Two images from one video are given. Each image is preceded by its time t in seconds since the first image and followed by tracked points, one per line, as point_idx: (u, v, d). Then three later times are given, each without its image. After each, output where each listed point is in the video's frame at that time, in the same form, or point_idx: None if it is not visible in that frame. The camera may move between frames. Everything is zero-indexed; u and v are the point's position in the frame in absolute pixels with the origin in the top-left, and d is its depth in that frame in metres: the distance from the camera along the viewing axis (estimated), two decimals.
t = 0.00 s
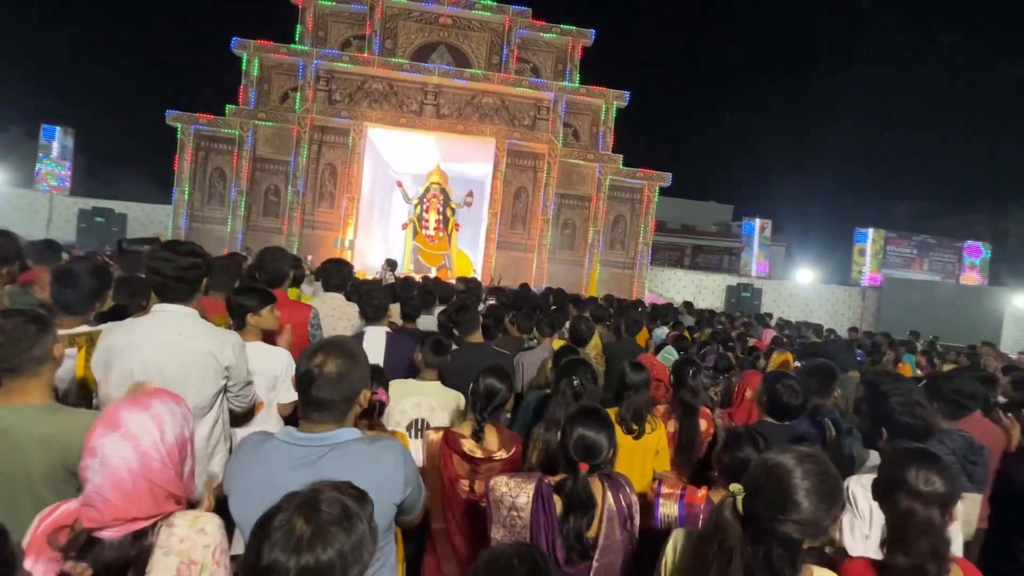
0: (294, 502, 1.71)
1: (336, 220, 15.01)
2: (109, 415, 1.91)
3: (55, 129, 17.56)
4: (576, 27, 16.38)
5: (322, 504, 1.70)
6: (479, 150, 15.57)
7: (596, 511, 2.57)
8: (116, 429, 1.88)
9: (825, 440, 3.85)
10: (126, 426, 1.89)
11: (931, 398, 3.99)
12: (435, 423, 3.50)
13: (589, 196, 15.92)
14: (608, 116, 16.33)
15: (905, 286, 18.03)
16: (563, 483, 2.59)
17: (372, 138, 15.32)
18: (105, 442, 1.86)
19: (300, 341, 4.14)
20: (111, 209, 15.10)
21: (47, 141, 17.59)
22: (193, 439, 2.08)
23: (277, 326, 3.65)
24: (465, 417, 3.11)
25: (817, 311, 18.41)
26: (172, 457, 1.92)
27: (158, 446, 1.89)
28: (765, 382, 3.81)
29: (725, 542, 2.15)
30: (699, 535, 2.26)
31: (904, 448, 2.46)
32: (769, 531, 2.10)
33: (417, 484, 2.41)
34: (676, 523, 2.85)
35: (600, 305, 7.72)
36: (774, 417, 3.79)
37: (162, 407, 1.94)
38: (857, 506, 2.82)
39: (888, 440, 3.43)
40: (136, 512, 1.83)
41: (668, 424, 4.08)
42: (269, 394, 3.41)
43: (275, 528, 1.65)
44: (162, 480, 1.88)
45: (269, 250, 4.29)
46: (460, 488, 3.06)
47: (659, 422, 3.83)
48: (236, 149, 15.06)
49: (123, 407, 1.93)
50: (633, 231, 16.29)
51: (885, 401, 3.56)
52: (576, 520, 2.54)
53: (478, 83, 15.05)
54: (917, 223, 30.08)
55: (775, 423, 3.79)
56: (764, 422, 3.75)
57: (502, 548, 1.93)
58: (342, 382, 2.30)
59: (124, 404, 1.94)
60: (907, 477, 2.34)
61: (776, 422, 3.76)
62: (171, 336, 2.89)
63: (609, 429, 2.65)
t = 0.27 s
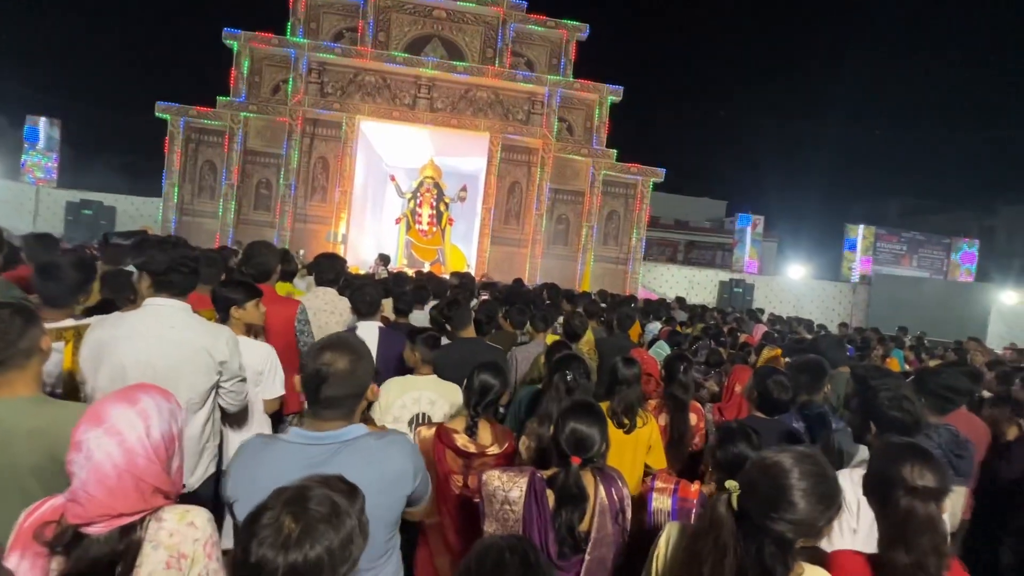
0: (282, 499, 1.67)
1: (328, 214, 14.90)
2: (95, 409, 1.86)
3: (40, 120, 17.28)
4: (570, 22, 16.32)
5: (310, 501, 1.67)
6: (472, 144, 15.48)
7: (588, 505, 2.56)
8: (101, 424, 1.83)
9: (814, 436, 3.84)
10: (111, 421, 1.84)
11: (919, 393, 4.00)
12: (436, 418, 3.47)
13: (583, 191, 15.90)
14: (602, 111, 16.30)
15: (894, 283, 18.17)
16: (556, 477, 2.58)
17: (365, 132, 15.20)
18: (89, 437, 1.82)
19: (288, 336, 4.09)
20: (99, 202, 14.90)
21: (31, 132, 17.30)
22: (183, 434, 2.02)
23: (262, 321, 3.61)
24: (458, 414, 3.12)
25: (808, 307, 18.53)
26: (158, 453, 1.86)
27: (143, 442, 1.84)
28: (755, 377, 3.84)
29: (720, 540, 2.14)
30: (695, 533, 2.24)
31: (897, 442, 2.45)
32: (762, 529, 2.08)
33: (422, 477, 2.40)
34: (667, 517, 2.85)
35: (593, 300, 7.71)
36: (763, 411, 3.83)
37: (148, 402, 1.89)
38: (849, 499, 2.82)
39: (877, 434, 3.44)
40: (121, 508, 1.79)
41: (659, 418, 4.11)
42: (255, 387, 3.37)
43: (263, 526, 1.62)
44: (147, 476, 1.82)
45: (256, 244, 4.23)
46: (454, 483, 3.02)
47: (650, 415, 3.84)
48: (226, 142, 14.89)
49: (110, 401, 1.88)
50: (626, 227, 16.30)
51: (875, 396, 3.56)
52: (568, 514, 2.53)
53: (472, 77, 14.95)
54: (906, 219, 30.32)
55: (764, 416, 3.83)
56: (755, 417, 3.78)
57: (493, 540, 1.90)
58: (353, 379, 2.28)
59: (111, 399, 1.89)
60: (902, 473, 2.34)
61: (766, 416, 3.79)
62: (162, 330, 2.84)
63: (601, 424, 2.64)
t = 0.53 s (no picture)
0: (269, 493, 1.63)
1: (316, 205, 14.72)
2: (77, 404, 1.79)
3: (17, 107, 16.85)
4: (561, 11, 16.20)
5: (297, 495, 1.62)
6: (462, 134, 15.34)
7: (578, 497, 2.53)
8: (82, 419, 1.77)
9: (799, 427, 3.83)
10: (92, 416, 1.77)
11: (901, 383, 4.01)
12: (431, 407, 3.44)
13: (573, 182, 15.86)
14: (593, 102, 16.23)
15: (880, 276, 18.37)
16: (545, 468, 2.55)
17: (354, 121, 14.99)
18: (70, 432, 1.76)
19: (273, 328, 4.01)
20: (80, 191, 14.59)
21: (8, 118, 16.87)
22: (168, 430, 1.96)
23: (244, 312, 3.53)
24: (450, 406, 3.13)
25: (795, 299, 18.70)
26: (141, 448, 1.80)
27: (125, 438, 1.78)
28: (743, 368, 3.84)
29: (712, 531, 2.12)
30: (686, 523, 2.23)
31: (881, 433, 2.43)
32: (752, 520, 2.05)
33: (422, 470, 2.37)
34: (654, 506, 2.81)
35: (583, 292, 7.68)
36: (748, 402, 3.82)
37: (132, 397, 1.82)
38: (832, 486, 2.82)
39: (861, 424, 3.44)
40: (103, 504, 1.73)
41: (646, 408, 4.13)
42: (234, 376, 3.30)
43: (250, 519, 1.57)
44: (129, 472, 1.77)
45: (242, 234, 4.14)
46: (445, 473, 2.96)
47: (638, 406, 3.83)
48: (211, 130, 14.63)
49: (92, 395, 1.81)
50: (616, 219, 16.29)
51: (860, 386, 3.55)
52: (558, 505, 2.49)
53: (462, 66, 14.80)
54: (892, 213, 30.64)
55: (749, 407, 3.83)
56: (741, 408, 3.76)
57: (487, 529, 1.82)
58: (370, 374, 2.24)
59: (94, 394, 1.82)
60: (887, 465, 2.31)
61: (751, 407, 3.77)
62: (150, 321, 2.76)
63: (590, 415, 2.62)
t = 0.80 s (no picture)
0: (260, 488, 1.59)
1: (307, 198, 14.59)
2: (57, 399, 1.73)
3: None
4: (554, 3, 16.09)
5: (288, 490, 1.58)
6: (454, 126, 15.23)
7: (570, 489, 2.50)
8: (61, 415, 1.71)
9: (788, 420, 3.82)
10: (72, 412, 1.71)
11: (891, 374, 4.03)
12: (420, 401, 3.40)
13: (565, 176, 15.82)
14: (586, 95, 16.18)
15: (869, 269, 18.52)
16: (538, 461, 2.51)
17: (345, 113, 14.83)
18: (49, 428, 1.70)
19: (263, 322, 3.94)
20: (65, 182, 14.35)
21: None
22: (154, 425, 1.90)
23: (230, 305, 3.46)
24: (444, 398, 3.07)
25: (785, 293, 18.83)
26: (123, 445, 1.74)
27: (105, 435, 1.72)
28: (733, 361, 3.82)
29: (707, 523, 2.08)
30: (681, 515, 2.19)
31: (869, 424, 2.39)
32: (745, 510, 2.03)
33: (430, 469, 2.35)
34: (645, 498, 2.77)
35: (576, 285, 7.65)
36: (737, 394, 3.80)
37: (113, 393, 1.76)
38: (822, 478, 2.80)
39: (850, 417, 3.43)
40: (85, 501, 1.68)
41: (637, 401, 4.11)
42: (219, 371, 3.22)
43: (240, 515, 1.53)
44: (110, 469, 1.71)
45: (234, 228, 4.09)
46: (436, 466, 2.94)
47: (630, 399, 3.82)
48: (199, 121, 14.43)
49: (72, 390, 1.75)
50: (609, 213, 16.29)
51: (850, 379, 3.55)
52: (551, 497, 2.46)
53: (455, 57, 14.68)
54: (881, 207, 30.89)
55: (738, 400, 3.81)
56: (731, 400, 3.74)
57: (474, 527, 1.78)
58: (388, 369, 2.22)
59: (74, 389, 1.76)
60: (874, 455, 2.28)
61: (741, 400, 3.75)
62: (137, 316, 2.69)
63: (582, 407, 2.59)
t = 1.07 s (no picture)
0: (247, 477, 1.57)
1: (296, 192, 14.48)
2: (39, 391, 1.71)
3: None
4: None
5: (275, 478, 1.57)
6: (444, 121, 15.16)
7: (558, 479, 2.50)
8: (44, 407, 1.68)
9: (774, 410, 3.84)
10: (54, 404, 1.68)
11: (875, 365, 4.06)
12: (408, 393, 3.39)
13: (556, 170, 15.80)
14: (576, 89, 16.15)
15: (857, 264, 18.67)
16: (527, 451, 2.50)
17: (334, 106, 14.70)
18: (30, 420, 1.67)
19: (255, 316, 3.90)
20: (49, 176, 14.14)
21: None
22: (139, 419, 1.88)
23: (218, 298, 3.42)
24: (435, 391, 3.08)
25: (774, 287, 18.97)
26: (107, 438, 1.72)
27: (88, 428, 1.70)
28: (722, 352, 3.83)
29: (695, 509, 2.08)
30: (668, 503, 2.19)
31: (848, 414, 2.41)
32: (729, 492, 2.04)
33: (428, 461, 2.33)
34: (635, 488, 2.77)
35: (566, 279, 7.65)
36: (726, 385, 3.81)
37: (96, 386, 1.73)
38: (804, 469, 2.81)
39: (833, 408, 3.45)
40: (67, 495, 1.65)
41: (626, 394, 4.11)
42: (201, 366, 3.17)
43: (227, 505, 1.50)
44: (93, 462, 1.68)
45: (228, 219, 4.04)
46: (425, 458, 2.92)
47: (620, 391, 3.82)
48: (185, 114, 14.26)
49: (55, 383, 1.73)
50: (600, 208, 16.30)
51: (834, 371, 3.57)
52: (541, 485, 2.46)
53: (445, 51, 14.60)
54: (868, 203, 31.15)
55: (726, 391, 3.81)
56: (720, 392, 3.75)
57: (462, 516, 1.78)
58: (394, 357, 2.23)
59: (57, 381, 1.74)
60: (854, 443, 2.29)
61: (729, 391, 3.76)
62: (118, 308, 2.65)
63: (570, 398, 2.59)
